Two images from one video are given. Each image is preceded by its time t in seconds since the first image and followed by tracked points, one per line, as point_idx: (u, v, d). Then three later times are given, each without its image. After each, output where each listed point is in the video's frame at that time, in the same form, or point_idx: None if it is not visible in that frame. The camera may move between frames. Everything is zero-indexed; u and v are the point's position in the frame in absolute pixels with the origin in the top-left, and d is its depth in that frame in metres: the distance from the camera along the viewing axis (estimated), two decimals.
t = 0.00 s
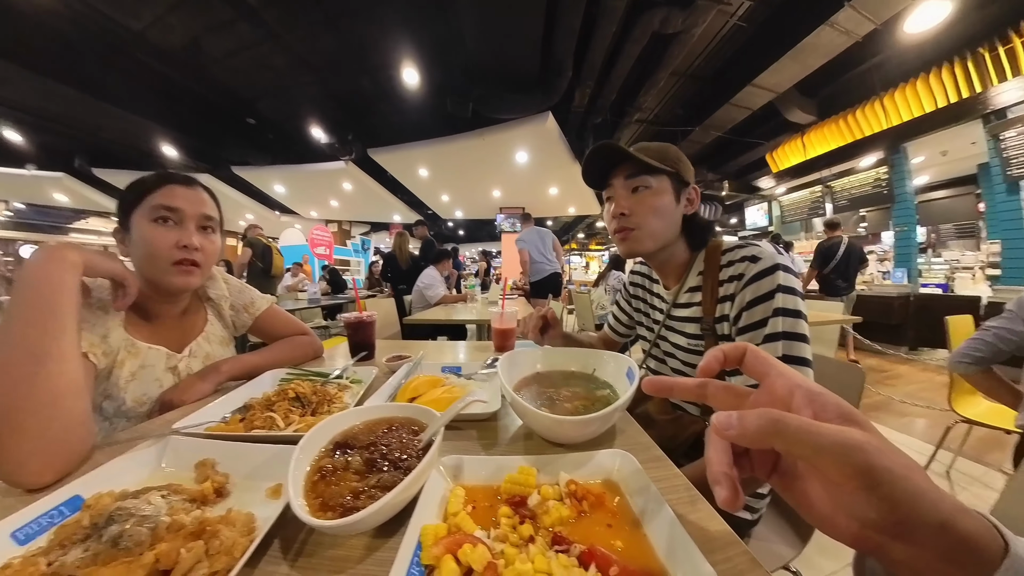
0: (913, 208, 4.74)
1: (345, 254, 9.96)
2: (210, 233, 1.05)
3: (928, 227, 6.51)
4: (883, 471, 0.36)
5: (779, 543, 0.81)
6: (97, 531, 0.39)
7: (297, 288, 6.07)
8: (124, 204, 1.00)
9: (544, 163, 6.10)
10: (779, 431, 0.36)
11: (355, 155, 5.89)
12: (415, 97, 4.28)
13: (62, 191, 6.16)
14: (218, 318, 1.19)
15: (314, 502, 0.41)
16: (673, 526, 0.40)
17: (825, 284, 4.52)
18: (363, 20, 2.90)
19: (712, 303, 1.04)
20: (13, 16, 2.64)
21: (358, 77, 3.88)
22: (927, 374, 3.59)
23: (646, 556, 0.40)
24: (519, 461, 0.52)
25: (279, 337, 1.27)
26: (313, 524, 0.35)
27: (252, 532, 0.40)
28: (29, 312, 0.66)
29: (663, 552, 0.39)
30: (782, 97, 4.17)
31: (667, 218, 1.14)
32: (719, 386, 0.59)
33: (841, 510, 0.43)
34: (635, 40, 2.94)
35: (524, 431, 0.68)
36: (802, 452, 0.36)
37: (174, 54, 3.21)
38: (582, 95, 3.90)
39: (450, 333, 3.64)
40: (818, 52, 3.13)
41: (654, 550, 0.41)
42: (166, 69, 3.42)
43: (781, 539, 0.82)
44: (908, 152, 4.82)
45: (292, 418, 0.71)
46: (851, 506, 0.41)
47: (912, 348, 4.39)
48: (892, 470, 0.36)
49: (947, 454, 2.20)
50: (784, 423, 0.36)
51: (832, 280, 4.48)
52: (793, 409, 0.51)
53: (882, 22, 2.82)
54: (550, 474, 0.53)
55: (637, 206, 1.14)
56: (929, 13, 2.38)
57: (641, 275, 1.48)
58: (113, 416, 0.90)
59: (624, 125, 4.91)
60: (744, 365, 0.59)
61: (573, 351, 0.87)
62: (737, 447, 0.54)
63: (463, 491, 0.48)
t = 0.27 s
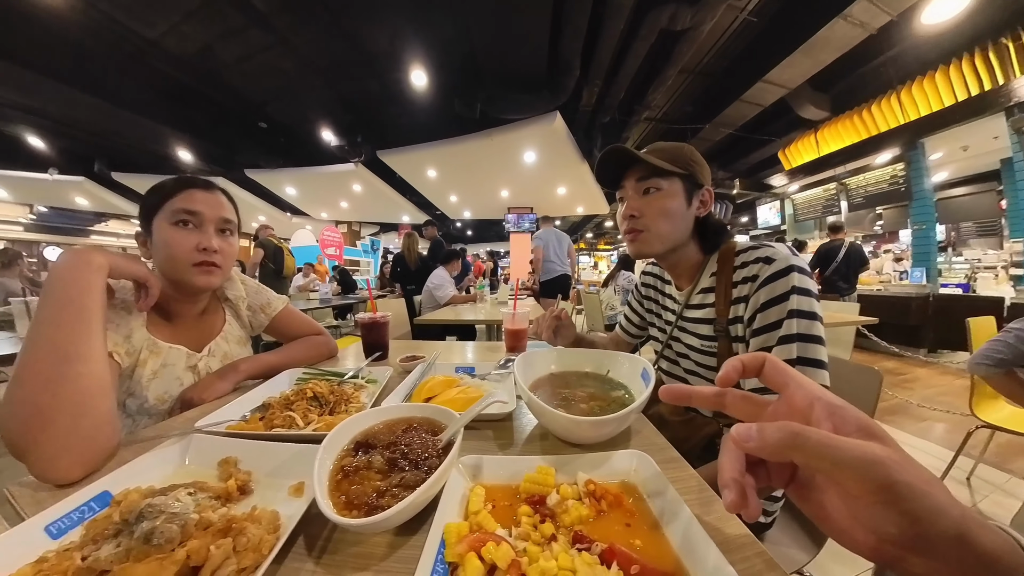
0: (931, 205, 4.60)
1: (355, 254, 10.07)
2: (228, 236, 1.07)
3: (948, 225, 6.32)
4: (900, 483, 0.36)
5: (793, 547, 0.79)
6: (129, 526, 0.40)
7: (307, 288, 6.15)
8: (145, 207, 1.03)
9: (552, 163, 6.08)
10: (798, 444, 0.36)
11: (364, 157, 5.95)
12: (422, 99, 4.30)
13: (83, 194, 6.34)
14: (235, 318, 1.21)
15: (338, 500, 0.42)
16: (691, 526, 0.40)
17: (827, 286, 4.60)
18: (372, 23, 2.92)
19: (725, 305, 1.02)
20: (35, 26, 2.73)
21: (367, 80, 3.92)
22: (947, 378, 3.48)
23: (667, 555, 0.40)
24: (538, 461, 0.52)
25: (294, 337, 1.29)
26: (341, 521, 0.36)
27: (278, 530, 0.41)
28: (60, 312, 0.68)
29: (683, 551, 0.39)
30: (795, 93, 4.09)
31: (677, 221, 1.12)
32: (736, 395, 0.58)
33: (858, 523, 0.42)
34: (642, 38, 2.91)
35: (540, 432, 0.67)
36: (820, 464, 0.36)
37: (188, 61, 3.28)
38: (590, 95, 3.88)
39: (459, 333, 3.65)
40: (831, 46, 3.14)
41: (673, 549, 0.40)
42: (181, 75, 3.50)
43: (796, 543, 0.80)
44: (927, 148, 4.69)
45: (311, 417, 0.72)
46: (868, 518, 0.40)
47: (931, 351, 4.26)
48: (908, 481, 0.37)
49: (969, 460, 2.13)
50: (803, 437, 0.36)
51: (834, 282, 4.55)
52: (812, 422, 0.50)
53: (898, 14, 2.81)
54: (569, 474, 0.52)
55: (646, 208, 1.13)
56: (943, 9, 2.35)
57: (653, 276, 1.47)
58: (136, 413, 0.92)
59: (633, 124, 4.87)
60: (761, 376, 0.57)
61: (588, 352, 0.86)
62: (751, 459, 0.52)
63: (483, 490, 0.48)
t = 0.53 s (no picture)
0: (943, 203, 4.51)
1: (360, 255, 10.13)
2: (236, 236, 1.08)
3: (960, 223, 6.20)
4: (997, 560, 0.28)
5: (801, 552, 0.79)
6: (137, 522, 0.40)
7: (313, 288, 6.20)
8: (155, 209, 1.04)
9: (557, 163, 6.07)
10: (887, 442, 0.29)
11: (369, 158, 5.98)
12: (427, 100, 4.31)
13: (94, 196, 6.45)
14: (243, 317, 1.22)
15: (343, 499, 0.42)
16: (699, 528, 0.39)
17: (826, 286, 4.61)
18: (376, 25, 2.93)
19: (733, 304, 1.01)
20: (47, 32, 2.78)
21: (372, 81, 3.93)
22: (959, 380, 3.41)
23: (673, 558, 0.39)
24: (543, 461, 0.51)
25: (300, 337, 1.30)
26: (346, 520, 0.36)
27: (283, 528, 0.41)
28: (71, 310, 0.69)
29: (690, 554, 0.38)
30: (802, 90, 4.04)
31: (684, 220, 1.11)
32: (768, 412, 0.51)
33: None
34: (646, 36, 2.89)
35: (545, 432, 0.67)
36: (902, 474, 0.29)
37: (196, 64, 3.32)
38: (594, 93, 3.86)
39: (464, 333, 3.66)
40: (839, 42, 3.10)
41: (680, 551, 0.40)
42: (189, 79, 3.54)
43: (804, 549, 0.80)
44: (938, 145, 4.60)
45: (317, 415, 0.72)
46: None
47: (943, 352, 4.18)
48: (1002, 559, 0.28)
49: (984, 465, 2.08)
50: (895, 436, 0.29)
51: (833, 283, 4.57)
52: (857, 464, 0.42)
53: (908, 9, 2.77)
54: (574, 475, 0.52)
55: (653, 207, 1.12)
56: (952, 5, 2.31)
57: (659, 275, 1.45)
58: (145, 410, 0.93)
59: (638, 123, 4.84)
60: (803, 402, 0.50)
61: (594, 352, 0.86)
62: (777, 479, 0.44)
63: (488, 490, 0.48)
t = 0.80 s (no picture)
0: (955, 202, 4.42)
1: (366, 255, 10.18)
2: (245, 237, 1.09)
3: (973, 222, 6.08)
4: None
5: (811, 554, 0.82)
6: (146, 518, 0.40)
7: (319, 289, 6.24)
8: (165, 209, 1.05)
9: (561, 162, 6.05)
10: None
11: (374, 159, 6.02)
12: (431, 101, 4.32)
13: (106, 198, 6.56)
14: (251, 317, 1.23)
15: (349, 498, 0.42)
16: (707, 529, 0.39)
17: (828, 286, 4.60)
18: (380, 27, 2.94)
19: (741, 304, 0.99)
20: (59, 38, 2.83)
21: (377, 83, 3.95)
22: (972, 382, 3.35)
23: (681, 560, 0.39)
24: (550, 461, 0.51)
25: (307, 336, 1.30)
26: (353, 519, 0.36)
27: (290, 526, 0.41)
28: (83, 308, 0.70)
29: (700, 556, 0.38)
30: (809, 88, 3.99)
31: (692, 217, 1.10)
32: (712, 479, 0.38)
33: None
34: (651, 34, 2.86)
35: (551, 431, 0.67)
36: None
37: (203, 68, 3.36)
38: (599, 93, 3.84)
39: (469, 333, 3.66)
40: (847, 37, 3.04)
41: (688, 551, 0.39)
42: (197, 82, 3.58)
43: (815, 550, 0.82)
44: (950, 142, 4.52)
45: (323, 414, 0.72)
46: None
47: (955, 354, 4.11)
48: None
49: (999, 468, 2.04)
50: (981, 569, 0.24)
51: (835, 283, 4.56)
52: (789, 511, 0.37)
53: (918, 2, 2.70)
54: (581, 474, 0.52)
55: (659, 203, 1.11)
56: None
57: (665, 275, 1.44)
58: (155, 408, 0.95)
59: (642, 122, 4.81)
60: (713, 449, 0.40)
61: (600, 351, 0.85)
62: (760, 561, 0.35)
63: (494, 490, 0.48)
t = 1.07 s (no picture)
0: (967, 200, 4.34)
1: (371, 255, 10.24)
2: (253, 236, 1.10)
3: (986, 221, 5.97)
4: None
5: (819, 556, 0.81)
6: (153, 514, 0.40)
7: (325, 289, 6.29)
8: (175, 210, 1.06)
9: (566, 162, 6.04)
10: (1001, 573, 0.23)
11: (379, 160, 6.05)
12: (435, 102, 4.33)
13: (116, 200, 6.66)
14: (259, 315, 1.24)
15: (355, 497, 0.41)
16: (717, 530, 0.38)
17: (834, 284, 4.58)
18: (385, 29, 2.96)
19: (750, 303, 0.98)
20: (70, 43, 2.87)
21: (382, 84, 3.97)
22: (985, 384, 3.29)
23: (690, 560, 0.38)
24: (557, 460, 0.50)
25: (314, 335, 1.31)
26: (359, 517, 0.36)
27: (297, 523, 0.41)
28: (93, 305, 0.70)
29: (709, 555, 0.37)
30: (816, 85, 3.95)
31: (699, 219, 1.08)
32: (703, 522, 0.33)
33: None
34: (656, 33, 2.84)
35: (558, 431, 0.66)
36: None
37: (211, 71, 3.39)
38: (603, 92, 3.82)
39: (474, 333, 3.67)
40: (855, 34, 2.98)
41: (698, 553, 0.39)
42: (205, 86, 3.62)
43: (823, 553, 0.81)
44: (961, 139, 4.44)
45: (329, 412, 0.73)
46: None
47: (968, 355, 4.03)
48: None
49: (1013, 472, 2.00)
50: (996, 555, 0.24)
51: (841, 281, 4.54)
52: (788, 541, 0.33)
53: None
54: (588, 474, 0.51)
55: (667, 206, 1.10)
56: None
57: (672, 274, 1.43)
58: (164, 405, 0.96)
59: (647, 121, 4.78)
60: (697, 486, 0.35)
61: (607, 351, 0.84)
62: None
63: (501, 489, 0.47)
